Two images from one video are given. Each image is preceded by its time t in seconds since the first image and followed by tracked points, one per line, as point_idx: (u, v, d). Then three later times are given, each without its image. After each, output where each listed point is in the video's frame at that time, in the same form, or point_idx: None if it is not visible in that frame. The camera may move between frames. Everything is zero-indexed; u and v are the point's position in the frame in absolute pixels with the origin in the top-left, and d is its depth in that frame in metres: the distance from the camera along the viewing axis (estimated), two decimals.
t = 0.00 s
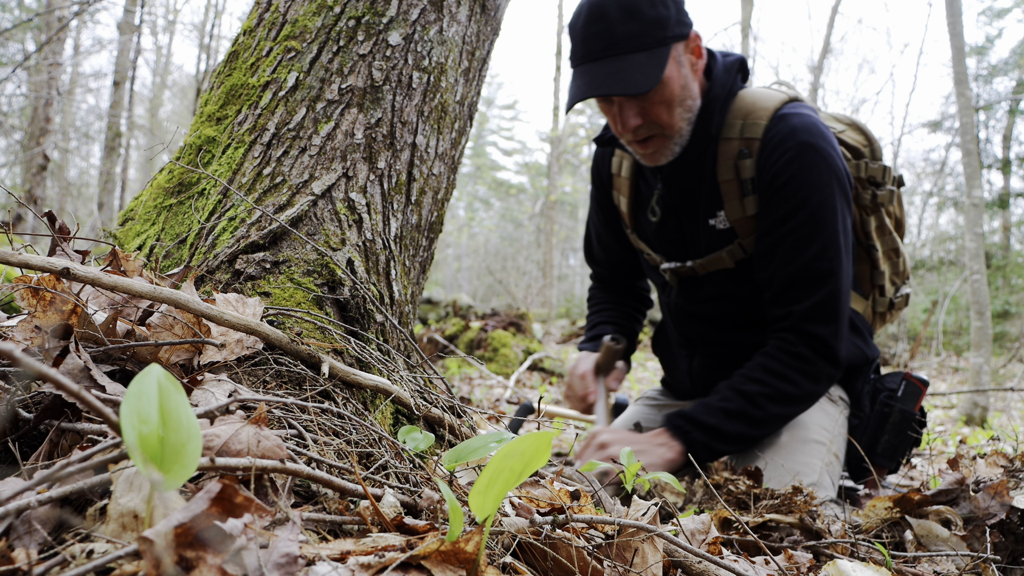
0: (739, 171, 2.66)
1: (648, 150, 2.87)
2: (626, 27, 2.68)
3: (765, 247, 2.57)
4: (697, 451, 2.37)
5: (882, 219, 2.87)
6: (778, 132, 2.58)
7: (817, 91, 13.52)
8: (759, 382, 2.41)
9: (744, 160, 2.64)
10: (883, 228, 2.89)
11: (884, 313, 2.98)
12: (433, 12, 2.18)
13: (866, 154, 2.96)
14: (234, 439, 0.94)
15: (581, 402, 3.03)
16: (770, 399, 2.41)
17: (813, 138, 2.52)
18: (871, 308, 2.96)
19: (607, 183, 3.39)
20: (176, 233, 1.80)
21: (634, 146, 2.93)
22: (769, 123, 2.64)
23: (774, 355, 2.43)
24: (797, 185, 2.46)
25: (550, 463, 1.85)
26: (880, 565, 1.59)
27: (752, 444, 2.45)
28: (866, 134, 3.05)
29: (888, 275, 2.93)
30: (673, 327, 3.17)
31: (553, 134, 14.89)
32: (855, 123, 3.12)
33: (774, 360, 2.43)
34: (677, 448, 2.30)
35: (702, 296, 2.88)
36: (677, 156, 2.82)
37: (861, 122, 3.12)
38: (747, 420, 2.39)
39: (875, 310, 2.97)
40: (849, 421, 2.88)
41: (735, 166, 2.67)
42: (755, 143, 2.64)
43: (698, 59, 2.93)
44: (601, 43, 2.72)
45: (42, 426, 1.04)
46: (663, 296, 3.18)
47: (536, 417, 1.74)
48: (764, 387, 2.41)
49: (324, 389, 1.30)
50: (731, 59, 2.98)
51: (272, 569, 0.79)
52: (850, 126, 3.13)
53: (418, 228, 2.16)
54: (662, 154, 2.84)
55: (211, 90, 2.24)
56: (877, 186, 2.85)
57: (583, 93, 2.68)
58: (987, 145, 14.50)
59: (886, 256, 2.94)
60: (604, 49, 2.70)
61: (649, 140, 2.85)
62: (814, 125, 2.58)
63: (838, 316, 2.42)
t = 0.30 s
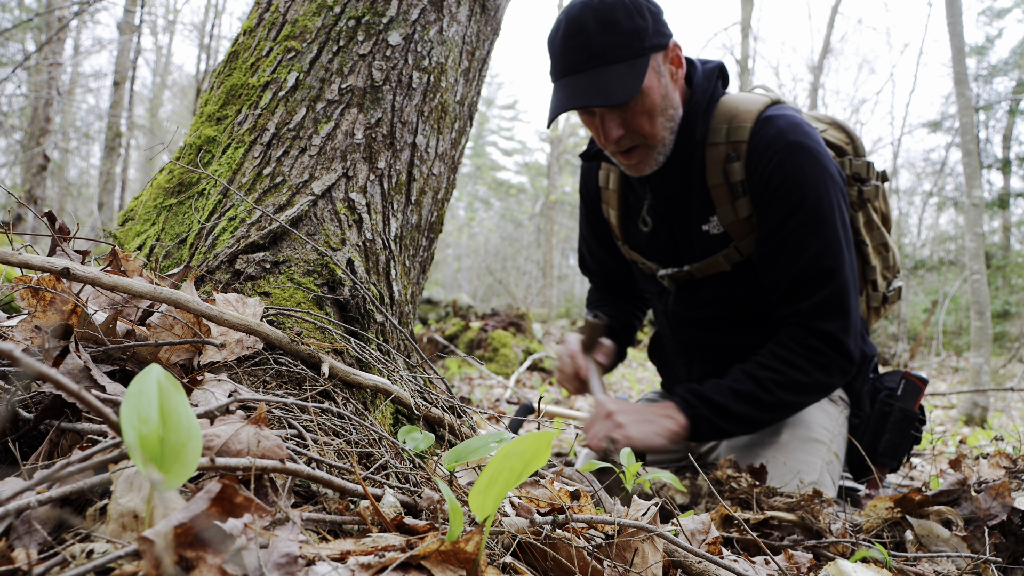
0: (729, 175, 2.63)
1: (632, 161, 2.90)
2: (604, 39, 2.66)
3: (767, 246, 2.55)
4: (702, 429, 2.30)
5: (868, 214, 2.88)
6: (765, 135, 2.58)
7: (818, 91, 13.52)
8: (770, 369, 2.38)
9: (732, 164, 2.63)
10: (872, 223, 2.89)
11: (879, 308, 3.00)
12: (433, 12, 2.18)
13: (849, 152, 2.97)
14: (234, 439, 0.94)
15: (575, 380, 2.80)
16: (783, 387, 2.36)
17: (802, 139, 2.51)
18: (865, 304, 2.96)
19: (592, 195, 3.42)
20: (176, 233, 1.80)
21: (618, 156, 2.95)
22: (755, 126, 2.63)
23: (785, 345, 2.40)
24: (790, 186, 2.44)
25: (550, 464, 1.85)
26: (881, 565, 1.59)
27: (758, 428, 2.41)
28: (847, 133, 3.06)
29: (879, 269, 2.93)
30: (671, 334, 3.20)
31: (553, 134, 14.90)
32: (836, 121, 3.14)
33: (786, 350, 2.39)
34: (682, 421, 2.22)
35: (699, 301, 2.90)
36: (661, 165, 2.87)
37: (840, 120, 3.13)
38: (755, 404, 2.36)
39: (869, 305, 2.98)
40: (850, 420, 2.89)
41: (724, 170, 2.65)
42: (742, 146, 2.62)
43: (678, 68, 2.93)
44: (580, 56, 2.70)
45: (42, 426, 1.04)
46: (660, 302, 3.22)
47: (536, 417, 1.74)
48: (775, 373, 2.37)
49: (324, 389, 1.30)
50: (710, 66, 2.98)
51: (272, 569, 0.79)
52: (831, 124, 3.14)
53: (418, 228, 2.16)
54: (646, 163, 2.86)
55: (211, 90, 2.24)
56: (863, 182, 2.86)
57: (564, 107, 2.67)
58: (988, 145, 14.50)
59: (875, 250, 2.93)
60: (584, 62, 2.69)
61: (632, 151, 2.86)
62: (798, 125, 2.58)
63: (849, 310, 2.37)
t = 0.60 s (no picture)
0: (723, 175, 2.68)
1: (637, 154, 2.90)
2: (609, 32, 2.74)
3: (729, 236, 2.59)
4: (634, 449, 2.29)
5: (878, 213, 2.87)
6: (757, 132, 2.61)
7: (817, 91, 13.52)
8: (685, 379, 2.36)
9: (726, 164, 2.67)
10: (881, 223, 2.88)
11: (883, 308, 3.01)
12: (433, 12, 2.18)
13: (860, 150, 2.96)
14: (234, 440, 0.94)
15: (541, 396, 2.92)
16: (699, 397, 2.34)
17: (788, 137, 2.51)
18: (870, 304, 2.98)
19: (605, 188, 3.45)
20: (176, 233, 1.80)
21: (623, 150, 2.97)
22: (752, 127, 2.66)
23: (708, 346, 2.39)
24: (760, 178, 2.49)
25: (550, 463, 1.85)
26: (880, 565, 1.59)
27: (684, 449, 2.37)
28: (860, 131, 3.05)
29: (887, 271, 2.95)
30: (670, 332, 3.20)
31: (553, 134, 14.91)
32: (849, 119, 3.13)
33: (704, 353, 2.39)
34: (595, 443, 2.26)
35: (696, 302, 2.93)
36: (664, 161, 2.85)
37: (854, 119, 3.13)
38: (674, 425, 2.32)
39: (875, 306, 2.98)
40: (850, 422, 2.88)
41: (718, 170, 2.69)
42: (738, 147, 2.66)
43: (683, 62, 2.96)
44: (585, 50, 2.78)
45: (42, 426, 1.05)
46: (660, 305, 3.22)
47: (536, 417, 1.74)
48: (688, 386, 2.35)
49: (324, 389, 1.30)
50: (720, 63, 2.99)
51: (271, 569, 0.79)
52: (844, 123, 3.13)
53: (418, 228, 2.16)
54: (651, 157, 2.85)
55: (211, 90, 2.24)
56: (872, 182, 2.86)
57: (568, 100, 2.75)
58: (987, 145, 14.49)
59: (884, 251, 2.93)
60: (589, 56, 2.77)
61: (637, 143, 2.88)
62: (800, 127, 2.56)
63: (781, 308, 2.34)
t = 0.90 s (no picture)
0: (713, 161, 2.67)
1: (624, 143, 2.94)
2: (592, 24, 2.77)
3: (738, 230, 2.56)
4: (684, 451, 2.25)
5: (870, 211, 2.88)
6: (743, 119, 2.62)
7: (817, 91, 13.53)
8: (737, 370, 2.33)
9: (716, 150, 2.66)
10: (873, 220, 2.89)
11: (880, 306, 2.98)
12: (433, 12, 2.18)
13: (849, 148, 2.99)
14: (234, 439, 0.94)
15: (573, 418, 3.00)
16: (750, 384, 2.30)
17: (778, 122, 2.53)
18: (866, 301, 2.95)
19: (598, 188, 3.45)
20: (176, 233, 1.80)
21: (611, 139, 3.01)
22: (738, 113, 2.66)
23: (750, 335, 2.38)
24: (762, 164, 2.47)
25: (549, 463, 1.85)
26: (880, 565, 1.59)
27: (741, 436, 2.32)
28: (850, 130, 3.08)
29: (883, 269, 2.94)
30: (666, 325, 3.19)
31: (553, 134, 14.91)
32: (838, 120, 3.16)
33: (750, 345, 2.37)
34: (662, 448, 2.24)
35: (688, 289, 2.90)
36: (653, 149, 2.89)
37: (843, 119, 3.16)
38: (729, 409, 2.29)
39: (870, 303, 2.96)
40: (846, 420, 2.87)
41: (708, 156, 2.69)
42: (726, 133, 2.67)
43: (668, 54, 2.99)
44: (569, 41, 2.82)
45: (42, 426, 1.05)
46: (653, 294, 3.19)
47: (536, 417, 1.74)
48: (742, 372, 2.32)
49: (324, 389, 1.30)
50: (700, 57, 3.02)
51: (272, 569, 0.79)
52: (834, 123, 3.16)
53: (418, 228, 2.16)
54: (637, 146, 2.90)
55: (211, 90, 2.24)
56: (863, 179, 2.87)
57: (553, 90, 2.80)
58: (987, 145, 14.48)
59: (879, 251, 2.92)
60: (574, 47, 2.81)
61: (624, 132, 2.92)
62: (783, 110, 2.59)
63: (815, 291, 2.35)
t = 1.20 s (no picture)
0: (711, 148, 2.68)
1: (619, 137, 2.95)
2: (585, 22, 2.82)
3: (751, 216, 2.57)
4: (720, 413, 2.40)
5: (860, 211, 2.89)
6: (741, 109, 2.64)
7: (817, 91, 13.53)
8: (774, 340, 2.41)
9: (714, 138, 2.67)
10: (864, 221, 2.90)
11: (874, 305, 2.97)
12: (433, 12, 2.18)
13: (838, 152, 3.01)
14: (234, 440, 0.94)
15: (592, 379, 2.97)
16: (784, 352, 2.39)
17: (774, 109, 2.58)
18: (860, 300, 2.95)
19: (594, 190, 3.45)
20: (176, 233, 1.80)
21: (606, 134, 3.03)
22: (732, 103, 2.70)
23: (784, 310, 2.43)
24: (768, 149, 2.50)
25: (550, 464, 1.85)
26: (881, 565, 1.59)
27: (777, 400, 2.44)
28: (836, 134, 3.11)
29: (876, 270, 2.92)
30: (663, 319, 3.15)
31: (553, 134, 14.92)
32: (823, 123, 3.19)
33: (783, 318, 2.43)
34: (700, 408, 2.39)
35: (689, 277, 2.86)
36: (649, 140, 2.89)
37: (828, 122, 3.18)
38: (765, 375, 2.41)
39: (864, 303, 2.96)
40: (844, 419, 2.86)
41: (705, 144, 2.70)
42: (722, 122, 2.69)
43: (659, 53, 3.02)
44: (563, 39, 2.86)
45: (42, 426, 1.05)
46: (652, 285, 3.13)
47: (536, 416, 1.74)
48: (778, 342, 2.40)
49: (324, 389, 1.30)
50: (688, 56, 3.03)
51: (272, 569, 0.79)
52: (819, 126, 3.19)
53: (418, 228, 2.16)
54: (632, 138, 2.91)
55: (211, 90, 2.24)
56: (851, 180, 2.89)
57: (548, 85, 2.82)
58: (988, 145, 14.48)
59: (870, 252, 2.90)
60: (567, 44, 2.84)
61: (619, 126, 2.94)
62: (773, 99, 2.65)
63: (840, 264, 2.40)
